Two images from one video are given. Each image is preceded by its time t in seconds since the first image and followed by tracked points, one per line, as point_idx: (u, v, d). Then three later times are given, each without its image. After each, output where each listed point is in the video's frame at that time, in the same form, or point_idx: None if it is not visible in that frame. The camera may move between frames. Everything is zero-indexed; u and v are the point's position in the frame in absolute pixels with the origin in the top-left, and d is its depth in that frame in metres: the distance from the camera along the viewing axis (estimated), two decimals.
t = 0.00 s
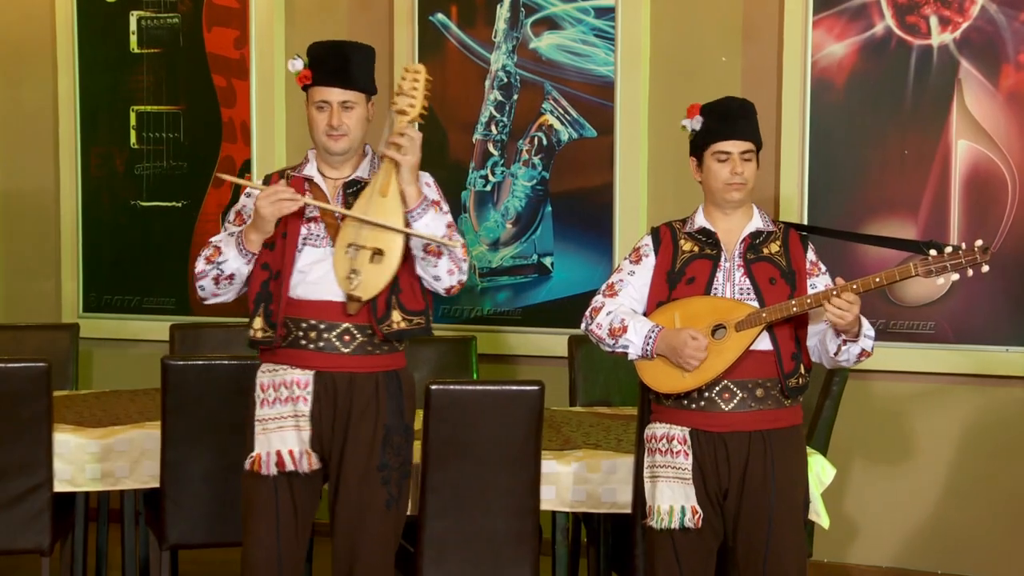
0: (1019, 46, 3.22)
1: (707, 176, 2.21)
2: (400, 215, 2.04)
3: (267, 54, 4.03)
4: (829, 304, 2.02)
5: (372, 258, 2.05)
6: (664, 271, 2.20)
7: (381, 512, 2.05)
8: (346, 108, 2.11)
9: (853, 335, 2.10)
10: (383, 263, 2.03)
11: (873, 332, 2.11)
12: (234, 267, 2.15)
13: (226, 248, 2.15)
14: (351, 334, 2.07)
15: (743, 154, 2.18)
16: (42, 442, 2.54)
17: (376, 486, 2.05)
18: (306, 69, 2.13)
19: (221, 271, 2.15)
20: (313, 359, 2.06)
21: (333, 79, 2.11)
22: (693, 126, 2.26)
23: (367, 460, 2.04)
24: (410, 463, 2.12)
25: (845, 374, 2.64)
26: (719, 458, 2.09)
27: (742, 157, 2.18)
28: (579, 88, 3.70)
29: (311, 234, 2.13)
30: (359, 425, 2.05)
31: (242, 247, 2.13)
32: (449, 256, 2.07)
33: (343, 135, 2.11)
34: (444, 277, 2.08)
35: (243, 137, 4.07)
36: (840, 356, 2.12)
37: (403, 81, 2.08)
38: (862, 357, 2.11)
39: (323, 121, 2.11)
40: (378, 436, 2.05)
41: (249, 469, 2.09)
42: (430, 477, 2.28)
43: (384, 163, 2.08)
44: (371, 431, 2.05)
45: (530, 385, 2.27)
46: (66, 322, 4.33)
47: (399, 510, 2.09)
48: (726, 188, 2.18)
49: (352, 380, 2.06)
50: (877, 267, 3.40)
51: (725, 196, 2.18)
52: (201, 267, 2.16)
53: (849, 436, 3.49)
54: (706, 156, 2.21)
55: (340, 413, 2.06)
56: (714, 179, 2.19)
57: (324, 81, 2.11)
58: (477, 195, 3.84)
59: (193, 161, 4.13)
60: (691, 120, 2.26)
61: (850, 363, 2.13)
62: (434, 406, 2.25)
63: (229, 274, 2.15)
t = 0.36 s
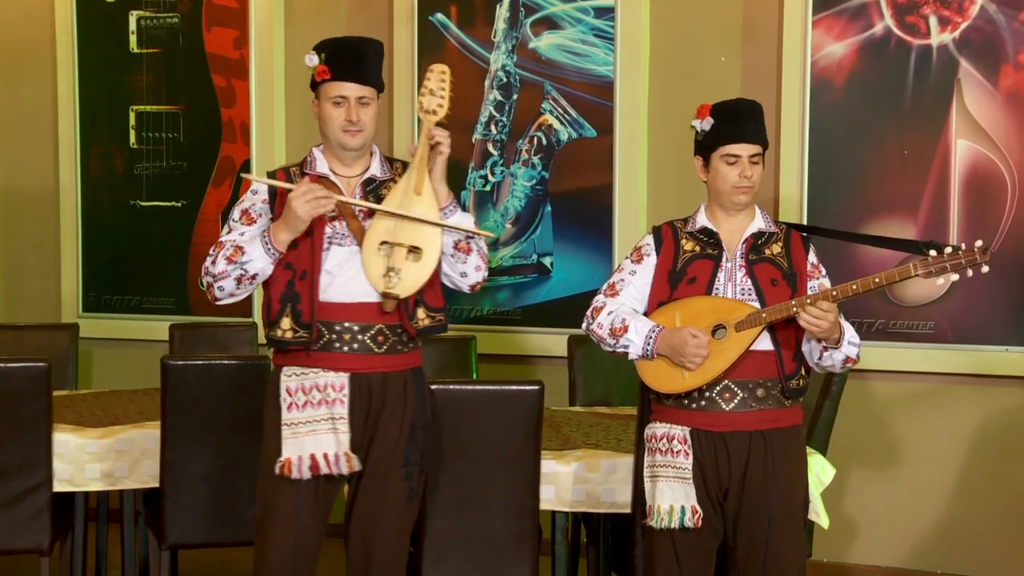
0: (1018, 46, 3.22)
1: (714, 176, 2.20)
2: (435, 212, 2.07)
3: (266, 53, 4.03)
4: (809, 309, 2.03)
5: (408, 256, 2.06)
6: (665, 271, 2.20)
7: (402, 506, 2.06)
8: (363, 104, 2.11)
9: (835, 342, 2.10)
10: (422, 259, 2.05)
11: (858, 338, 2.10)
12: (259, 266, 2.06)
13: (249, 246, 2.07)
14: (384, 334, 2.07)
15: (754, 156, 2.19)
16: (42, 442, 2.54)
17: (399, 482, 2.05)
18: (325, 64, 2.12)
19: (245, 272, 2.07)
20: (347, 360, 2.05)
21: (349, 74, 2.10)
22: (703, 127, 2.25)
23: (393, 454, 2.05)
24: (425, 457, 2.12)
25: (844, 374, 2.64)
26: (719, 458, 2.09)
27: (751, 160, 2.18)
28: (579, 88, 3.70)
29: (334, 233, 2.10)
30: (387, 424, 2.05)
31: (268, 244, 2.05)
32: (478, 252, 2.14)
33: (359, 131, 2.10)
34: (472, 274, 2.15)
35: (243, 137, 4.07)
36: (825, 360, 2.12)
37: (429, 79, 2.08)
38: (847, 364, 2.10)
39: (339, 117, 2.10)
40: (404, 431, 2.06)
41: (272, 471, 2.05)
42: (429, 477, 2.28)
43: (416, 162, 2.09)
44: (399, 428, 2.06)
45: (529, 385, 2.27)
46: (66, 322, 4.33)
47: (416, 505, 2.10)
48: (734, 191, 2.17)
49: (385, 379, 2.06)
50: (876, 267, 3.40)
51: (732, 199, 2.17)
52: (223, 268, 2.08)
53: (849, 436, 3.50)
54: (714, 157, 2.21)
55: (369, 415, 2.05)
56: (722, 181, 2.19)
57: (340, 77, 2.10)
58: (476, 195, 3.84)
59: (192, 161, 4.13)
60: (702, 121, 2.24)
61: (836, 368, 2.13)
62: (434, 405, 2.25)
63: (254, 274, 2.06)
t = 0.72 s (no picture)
0: (1018, 46, 3.22)
1: (717, 177, 2.21)
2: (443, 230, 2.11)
3: (267, 53, 4.03)
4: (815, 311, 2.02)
5: (416, 273, 2.09)
6: (667, 270, 2.20)
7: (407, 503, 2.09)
8: (369, 112, 2.11)
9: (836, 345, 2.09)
10: (429, 277, 2.08)
11: (857, 343, 2.10)
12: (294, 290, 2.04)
13: (285, 273, 2.05)
14: (391, 342, 2.09)
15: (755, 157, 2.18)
16: (43, 442, 2.54)
17: (406, 481, 2.08)
18: (329, 75, 2.11)
19: (282, 298, 2.05)
20: (356, 370, 2.07)
21: (354, 83, 2.10)
22: (703, 127, 2.26)
23: (401, 454, 2.08)
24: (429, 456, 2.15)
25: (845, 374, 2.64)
26: (720, 458, 2.09)
27: (751, 161, 2.17)
28: (579, 88, 3.70)
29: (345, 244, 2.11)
30: (397, 427, 2.09)
31: (307, 272, 2.03)
32: (483, 262, 2.18)
33: (366, 140, 2.11)
34: (478, 281, 2.18)
35: (243, 137, 4.06)
36: (824, 364, 2.11)
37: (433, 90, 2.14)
38: (845, 368, 2.10)
39: (346, 126, 2.10)
40: (412, 430, 2.09)
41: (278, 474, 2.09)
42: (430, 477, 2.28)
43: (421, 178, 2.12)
44: (408, 429, 2.09)
45: (530, 386, 2.27)
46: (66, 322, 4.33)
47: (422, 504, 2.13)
48: (735, 192, 2.17)
49: (392, 384, 2.09)
50: (877, 267, 3.40)
51: (732, 201, 2.18)
52: (258, 293, 2.05)
53: (849, 436, 3.50)
54: (715, 157, 2.20)
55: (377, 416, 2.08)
56: (724, 181, 2.19)
57: (346, 86, 2.10)
58: (477, 195, 3.84)
59: (193, 161, 4.13)
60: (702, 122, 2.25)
61: (834, 372, 2.13)
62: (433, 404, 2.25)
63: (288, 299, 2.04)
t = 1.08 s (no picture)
0: (1014, 45, 3.22)
1: (708, 178, 2.21)
2: (426, 240, 2.11)
3: (263, 53, 4.03)
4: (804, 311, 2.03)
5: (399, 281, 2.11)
6: (664, 269, 2.20)
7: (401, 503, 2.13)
8: (360, 116, 2.14)
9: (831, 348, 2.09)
10: (412, 286, 2.10)
11: (853, 347, 2.10)
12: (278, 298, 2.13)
13: (270, 280, 2.13)
14: (377, 345, 2.13)
15: (743, 159, 2.17)
16: (38, 442, 2.54)
17: (399, 481, 2.13)
18: (318, 80, 2.16)
19: (267, 304, 2.14)
20: (341, 371, 2.12)
21: (345, 88, 2.13)
22: (698, 128, 2.27)
23: (393, 455, 2.12)
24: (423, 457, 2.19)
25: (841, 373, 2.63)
26: (715, 456, 2.09)
27: (738, 162, 2.17)
28: (575, 88, 3.70)
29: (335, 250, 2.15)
30: (387, 428, 2.13)
31: (290, 281, 2.11)
32: (471, 271, 2.17)
33: (358, 144, 2.15)
34: (467, 290, 2.18)
35: (239, 137, 4.06)
36: (819, 366, 2.11)
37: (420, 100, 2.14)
38: (841, 372, 2.10)
39: (336, 131, 2.14)
40: (402, 431, 2.14)
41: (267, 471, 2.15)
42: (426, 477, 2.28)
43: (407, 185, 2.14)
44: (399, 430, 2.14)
45: (526, 385, 2.27)
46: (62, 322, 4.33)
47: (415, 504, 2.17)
48: (723, 193, 2.18)
49: (380, 386, 2.13)
50: (873, 268, 3.39)
51: (721, 202, 2.18)
52: (244, 298, 2.15)
53: (844, 435, 3.50)
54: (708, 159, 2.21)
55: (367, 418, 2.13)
56: (714, 182, 2.19)
57: (337, 90, 2.13)
58: (473, 195, 3.85)
59: (188, 161, 4.13)
60: (696, 122, 2.26)
61: (830, 375, 2.12)
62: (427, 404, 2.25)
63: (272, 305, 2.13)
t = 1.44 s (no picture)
0: (994, 46, 3.23)
1: (683, 172, 2.22)
2: (388, 221, 2.08)
3: (245, 52, 4.02)
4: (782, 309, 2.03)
5: (361, 263, 2.07)
6: (645, 268, 2.21)
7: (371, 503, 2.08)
8: (323, 101, 2.11)
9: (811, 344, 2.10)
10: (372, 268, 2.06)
11: (833, 343, 2.11)
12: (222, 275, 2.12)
13: (211, 256, 2.12)
14: (342, 336, 2.09)
15: (716, 152, 2.18)
16: (18, 442, 2.53)
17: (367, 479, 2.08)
18: (283, 63, 2.12)
19: (209, 280, 2.12)
20: (304, 362, 2.07)
21: (309, 71, 2.10)
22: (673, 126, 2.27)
23: (362, 453, 2.07)
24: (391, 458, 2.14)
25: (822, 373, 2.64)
26: (695, 455, 2.09)
27: (711, 156, 2.18)
28: (557, 87, 3.70)
29: (294, 237, 2.12)
30: (353, 424, 2.08)
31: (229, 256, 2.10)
32: (435, 255, 2.12)
33: (320, 128, 2.11)
34: (432, 276, 2.12)
35: (221, 136, 4.05)
36: (800, 363, 2.12)
37: (381, 83, 2.07)
38: (822, 367, 2.11)
39: (299, 115, 2.11)
40: (369, 427, 2.08)
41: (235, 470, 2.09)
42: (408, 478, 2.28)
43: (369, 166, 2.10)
44: (364, 428, 2.08)
45: (509, 385, 2.27)
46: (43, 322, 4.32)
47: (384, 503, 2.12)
48: (697, 187, 2.19)
49: (343, 380, 2.09)
50: (855, 267, 3.41)
51: (696, 196, 2.19)
52: (185, 276, 2.13)
53: (826, 435, 3.51)
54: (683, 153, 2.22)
55: (333, 413, 2.08)
56: (688, 176, 2.21)
57: (300, 74, 2.10)
58: (455, 195, 3.85)
59: (170, 160, 4.12)
60: (671, 120, 2.27)
61: (811, 371, 2.13)
62: (408, 405, 2.24)
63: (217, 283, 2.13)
